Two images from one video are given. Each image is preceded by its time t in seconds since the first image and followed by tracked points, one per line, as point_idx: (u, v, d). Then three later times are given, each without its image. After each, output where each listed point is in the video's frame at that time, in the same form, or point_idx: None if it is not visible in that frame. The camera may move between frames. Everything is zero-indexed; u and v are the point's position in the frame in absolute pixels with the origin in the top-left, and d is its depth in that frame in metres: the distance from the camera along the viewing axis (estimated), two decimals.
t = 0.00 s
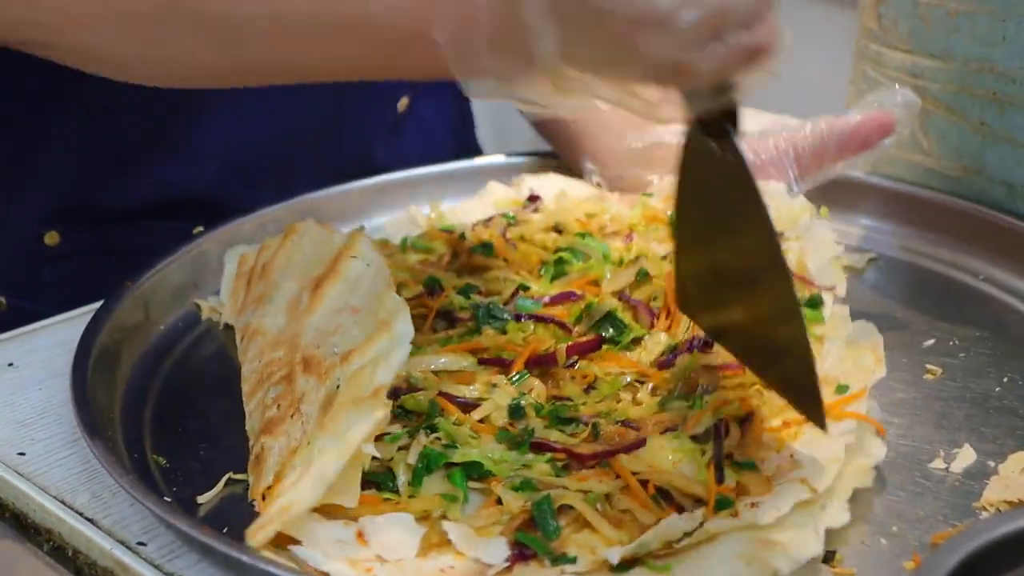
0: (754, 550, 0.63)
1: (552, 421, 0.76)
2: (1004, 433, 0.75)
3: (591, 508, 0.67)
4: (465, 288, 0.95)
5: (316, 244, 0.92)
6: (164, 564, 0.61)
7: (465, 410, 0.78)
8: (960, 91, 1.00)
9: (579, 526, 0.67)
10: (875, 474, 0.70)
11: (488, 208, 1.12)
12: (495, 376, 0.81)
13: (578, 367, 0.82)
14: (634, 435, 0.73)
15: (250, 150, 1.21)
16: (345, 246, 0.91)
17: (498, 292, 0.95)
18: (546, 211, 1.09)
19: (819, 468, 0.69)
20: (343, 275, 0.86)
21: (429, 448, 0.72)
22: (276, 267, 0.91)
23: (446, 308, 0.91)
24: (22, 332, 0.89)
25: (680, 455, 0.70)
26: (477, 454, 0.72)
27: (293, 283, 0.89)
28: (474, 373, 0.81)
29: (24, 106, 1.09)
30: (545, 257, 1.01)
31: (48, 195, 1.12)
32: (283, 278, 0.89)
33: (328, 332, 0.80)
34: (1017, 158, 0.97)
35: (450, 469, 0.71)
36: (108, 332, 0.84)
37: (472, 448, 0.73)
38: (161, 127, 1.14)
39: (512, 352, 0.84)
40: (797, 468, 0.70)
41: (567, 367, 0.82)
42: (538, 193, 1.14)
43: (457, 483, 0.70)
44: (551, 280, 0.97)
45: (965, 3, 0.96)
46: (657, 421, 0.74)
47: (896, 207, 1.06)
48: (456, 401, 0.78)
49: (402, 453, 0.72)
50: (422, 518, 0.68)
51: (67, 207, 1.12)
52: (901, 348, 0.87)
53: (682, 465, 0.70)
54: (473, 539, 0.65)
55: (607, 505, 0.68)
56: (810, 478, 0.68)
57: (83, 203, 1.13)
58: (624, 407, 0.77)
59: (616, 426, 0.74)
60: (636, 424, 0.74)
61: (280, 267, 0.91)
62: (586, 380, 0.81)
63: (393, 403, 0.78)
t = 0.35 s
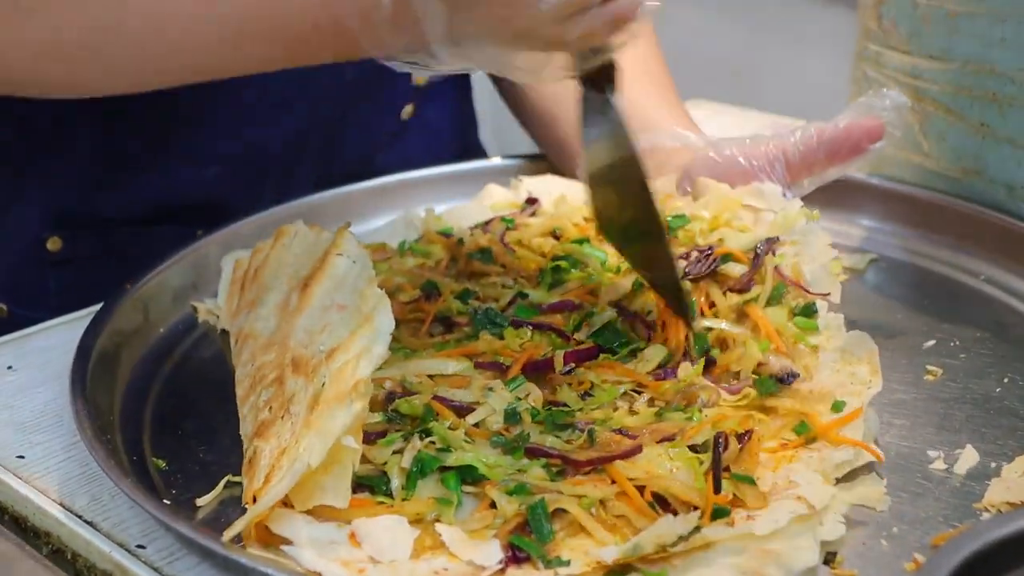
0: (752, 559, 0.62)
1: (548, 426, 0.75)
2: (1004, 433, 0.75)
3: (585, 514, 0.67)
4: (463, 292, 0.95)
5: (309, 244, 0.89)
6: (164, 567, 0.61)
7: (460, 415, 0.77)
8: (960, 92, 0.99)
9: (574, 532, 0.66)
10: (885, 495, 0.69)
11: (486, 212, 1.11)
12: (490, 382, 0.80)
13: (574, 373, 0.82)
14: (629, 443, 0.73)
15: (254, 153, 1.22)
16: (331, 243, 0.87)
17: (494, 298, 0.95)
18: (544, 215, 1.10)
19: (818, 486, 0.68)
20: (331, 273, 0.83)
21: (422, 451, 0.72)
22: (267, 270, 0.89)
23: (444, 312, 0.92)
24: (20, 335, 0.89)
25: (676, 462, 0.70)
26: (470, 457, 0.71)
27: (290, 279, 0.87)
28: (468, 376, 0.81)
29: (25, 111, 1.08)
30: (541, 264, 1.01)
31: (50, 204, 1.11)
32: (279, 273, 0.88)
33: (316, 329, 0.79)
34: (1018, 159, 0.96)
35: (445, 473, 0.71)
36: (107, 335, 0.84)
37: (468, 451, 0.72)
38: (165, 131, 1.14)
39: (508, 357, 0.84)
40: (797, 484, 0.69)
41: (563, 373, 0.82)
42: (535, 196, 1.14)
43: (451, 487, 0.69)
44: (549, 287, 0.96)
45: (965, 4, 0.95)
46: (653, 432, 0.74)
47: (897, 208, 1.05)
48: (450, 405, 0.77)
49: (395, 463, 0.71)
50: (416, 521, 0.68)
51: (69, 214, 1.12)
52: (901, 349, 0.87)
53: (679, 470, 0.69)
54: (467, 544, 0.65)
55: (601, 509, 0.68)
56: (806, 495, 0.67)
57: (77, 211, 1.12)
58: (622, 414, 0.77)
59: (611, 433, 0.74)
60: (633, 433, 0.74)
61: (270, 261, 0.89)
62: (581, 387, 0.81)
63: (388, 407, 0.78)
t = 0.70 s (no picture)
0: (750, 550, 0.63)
1: (538, 431, 0.75)
2: (1003, 433, 0.75)
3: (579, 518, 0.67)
4: (446, 302, 0.95)
5: (282, 246, 0.88)
6: (163, 567, 0.61)
7: (448, 422, 0.77)
8: (958, 92, 0.99)
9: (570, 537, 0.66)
10: (884, 494, 0.68)
11: (461, 217, 1.07)
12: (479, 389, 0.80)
13: (561, 379, 0.81)
14: (621, 448, 0.73)
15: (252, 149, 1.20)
16: (306, 245, 0.85)
17: (477, 309, 0.93)
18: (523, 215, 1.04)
19: (809, 472, 0.69)
20: (308, 276, 0.82)
21: (414, 459, 0.72)
22: (242, 276, 0.89)
23: (429, 321, 0.91)
24: (19, 335, 0.89)
25: (668, 460, 0.70)
26: (462, 464, 0.71)
27: (268, 284, 0.86)
28: (456, 385, 0.81)
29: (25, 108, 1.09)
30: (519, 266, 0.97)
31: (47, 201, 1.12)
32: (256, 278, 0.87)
33: (295, 337, 0.78)
34: (1016, 158, 0.97)
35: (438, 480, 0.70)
36: (107, 334, 0.84)
37: (459, 459, 0.72)
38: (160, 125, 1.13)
39: (495, 362, 0.84)
40: (788, 472, 0.70)
41: (550, 378, 0.82)
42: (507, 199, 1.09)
43: (444, 494, 0.69)
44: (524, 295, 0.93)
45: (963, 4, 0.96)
46: (643, 434, 0.74)
47: (893, 207, 1.05)
48: (438, 413, 0.77)
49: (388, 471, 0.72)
50: (410, 530, 0.68)
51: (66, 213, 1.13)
52: (900, 348, 0.87)
53: (671, 470, 0.70)
54: (464, 550, 0.64)
55: (596, 514, 0.68)
56: (798, 481, 0.68)
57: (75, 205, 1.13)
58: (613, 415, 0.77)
59: (601, 437, 0.74)
60: (624, 437, 0.74)
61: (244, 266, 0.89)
62: (569, 393, 0.80)
63: (375, 415, 0.79)
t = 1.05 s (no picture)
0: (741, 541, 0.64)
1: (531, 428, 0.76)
2: (999, 431, 0.75)
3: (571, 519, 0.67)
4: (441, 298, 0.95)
5: (270, 243, 0.88)
6: (158, 567, 0.60)
7: (444, 421, 0.77)
8: (955, 90, 0.99)
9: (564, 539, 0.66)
10: (879, 492, 0.68)
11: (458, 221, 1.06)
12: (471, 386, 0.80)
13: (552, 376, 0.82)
14: (613, 447, 0.73)
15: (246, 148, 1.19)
16: (296, 240, 0.85)
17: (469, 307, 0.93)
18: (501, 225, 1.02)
19: (802, 461, 0.69)
20: (298, 272, 0.82)
21: (407, 461, 0.73)
22: (233, 274, 0.88)
23: (422, 320, 0.92)
24: (13, 335, 0.89)
25: (659, 462, 0.70)
26: (454, 468, 0.72)
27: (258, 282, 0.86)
28: (448, 384, 0.81)
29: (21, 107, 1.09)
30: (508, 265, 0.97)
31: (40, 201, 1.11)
32: (246, 275, 0.88)
33: (286, 333, 0.79)
34: (1013, 156, 0.97)
35: (431, 482, 0.71)
36: (102, 334, 0.83)
37: (450, 460, 0.73)
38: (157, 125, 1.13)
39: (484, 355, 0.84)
40: (780, 461, 0.70)
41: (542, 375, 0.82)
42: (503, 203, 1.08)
43: (438, 496, 0.69)
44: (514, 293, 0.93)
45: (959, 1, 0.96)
46: (634, 432, 0.75)
47: (890, 206, 1.05)
48: (431, 413, 0.77)
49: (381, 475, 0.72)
50: (403, 531, 0.68)
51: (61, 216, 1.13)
52: (896, 347, 0.87)
53: (663, 468, 0.70)
54: (458, 553, 0.65)
55: (590, 516, 0.67)
56: (789, 471, 0.68)
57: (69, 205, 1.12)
58: (603, 416, 0.77)
59: (595, 437, 0.75)
60: (616, 436, 0.75)
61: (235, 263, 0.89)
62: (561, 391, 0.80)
63: (367, 416, 0.78)
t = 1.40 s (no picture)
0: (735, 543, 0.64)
1: (528, 429, 0.76)
2: (996, 432, 0.75)
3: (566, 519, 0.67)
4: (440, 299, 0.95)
5: (263, 239, 0.87)
6: (156, 566, 0.61)
7: (441, 422, 0.77)
8: (952, 91, 0.99)
9: (559, 540, 0.66)
10: (878, 493, 0.68)
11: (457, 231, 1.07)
12: (473, 390, 0.80)
13: (548, 378, 0.82)
14: (609, 447, 0.73)
15: (244, 146, 1.19)
16: (286, 236, 0.84)
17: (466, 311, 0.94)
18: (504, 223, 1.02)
19: (797, 462, 0.69)
20: (289, 267, 0.81)
21: (403, 460, 0.73)
22: (228, 274, 0.88)
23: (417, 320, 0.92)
24: (12, 334, 0.88)
25: (656, 463, 0.70)
26: (449, 469, 0.72)
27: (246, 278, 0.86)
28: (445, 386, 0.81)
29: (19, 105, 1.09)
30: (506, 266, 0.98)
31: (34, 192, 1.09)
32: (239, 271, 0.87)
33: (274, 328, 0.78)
34: (1010, 157, 0.97)
35: (427, 481, 0.71)
36: (101, 332, 0.83)
37: (446, 460, 0.73)
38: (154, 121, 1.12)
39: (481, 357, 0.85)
40: (777, 462, 0.70)
41: (539, 378, 0.82)
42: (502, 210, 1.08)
43: (433, 495, 0.70)
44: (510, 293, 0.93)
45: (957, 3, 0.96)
46: (631, 429, 0.75)
47: (886, 208, 1.05)
48: (429, 413, 0.78)
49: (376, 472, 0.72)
50: (398, 529, 0.68)
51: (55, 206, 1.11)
52: (893, 348, 0.87)
53: (662, 472, 0.70)
54: (454, 554, 0.65)
55: (585, 516, 0.67)
56: (785, 472, 0.68)
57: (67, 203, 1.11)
58: (599, 417, 0.77)
59: (591, 437, 0.75)
60: (611, 436, 0.75)
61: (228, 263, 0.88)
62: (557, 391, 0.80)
63: (365, 415, 0.78)
